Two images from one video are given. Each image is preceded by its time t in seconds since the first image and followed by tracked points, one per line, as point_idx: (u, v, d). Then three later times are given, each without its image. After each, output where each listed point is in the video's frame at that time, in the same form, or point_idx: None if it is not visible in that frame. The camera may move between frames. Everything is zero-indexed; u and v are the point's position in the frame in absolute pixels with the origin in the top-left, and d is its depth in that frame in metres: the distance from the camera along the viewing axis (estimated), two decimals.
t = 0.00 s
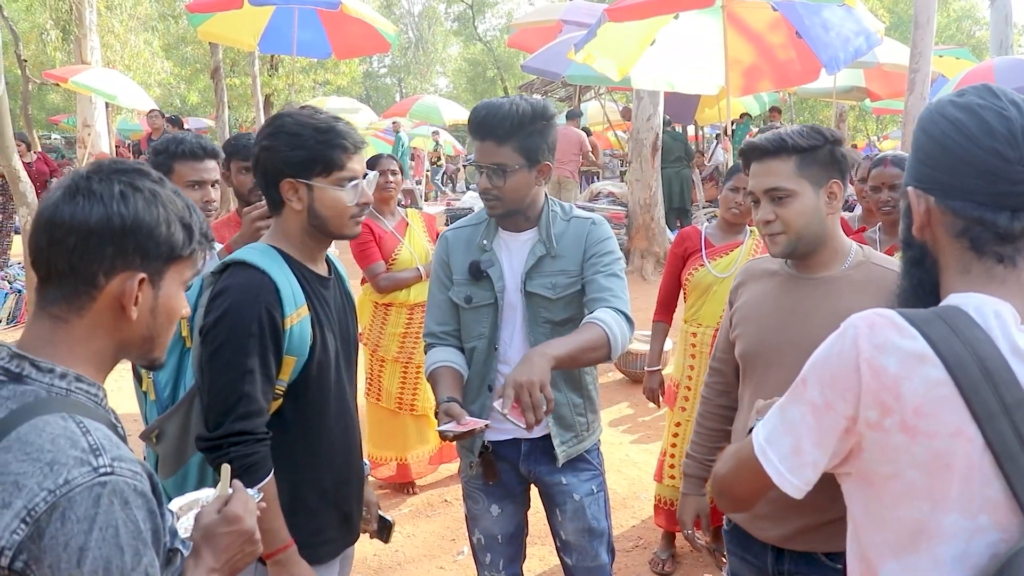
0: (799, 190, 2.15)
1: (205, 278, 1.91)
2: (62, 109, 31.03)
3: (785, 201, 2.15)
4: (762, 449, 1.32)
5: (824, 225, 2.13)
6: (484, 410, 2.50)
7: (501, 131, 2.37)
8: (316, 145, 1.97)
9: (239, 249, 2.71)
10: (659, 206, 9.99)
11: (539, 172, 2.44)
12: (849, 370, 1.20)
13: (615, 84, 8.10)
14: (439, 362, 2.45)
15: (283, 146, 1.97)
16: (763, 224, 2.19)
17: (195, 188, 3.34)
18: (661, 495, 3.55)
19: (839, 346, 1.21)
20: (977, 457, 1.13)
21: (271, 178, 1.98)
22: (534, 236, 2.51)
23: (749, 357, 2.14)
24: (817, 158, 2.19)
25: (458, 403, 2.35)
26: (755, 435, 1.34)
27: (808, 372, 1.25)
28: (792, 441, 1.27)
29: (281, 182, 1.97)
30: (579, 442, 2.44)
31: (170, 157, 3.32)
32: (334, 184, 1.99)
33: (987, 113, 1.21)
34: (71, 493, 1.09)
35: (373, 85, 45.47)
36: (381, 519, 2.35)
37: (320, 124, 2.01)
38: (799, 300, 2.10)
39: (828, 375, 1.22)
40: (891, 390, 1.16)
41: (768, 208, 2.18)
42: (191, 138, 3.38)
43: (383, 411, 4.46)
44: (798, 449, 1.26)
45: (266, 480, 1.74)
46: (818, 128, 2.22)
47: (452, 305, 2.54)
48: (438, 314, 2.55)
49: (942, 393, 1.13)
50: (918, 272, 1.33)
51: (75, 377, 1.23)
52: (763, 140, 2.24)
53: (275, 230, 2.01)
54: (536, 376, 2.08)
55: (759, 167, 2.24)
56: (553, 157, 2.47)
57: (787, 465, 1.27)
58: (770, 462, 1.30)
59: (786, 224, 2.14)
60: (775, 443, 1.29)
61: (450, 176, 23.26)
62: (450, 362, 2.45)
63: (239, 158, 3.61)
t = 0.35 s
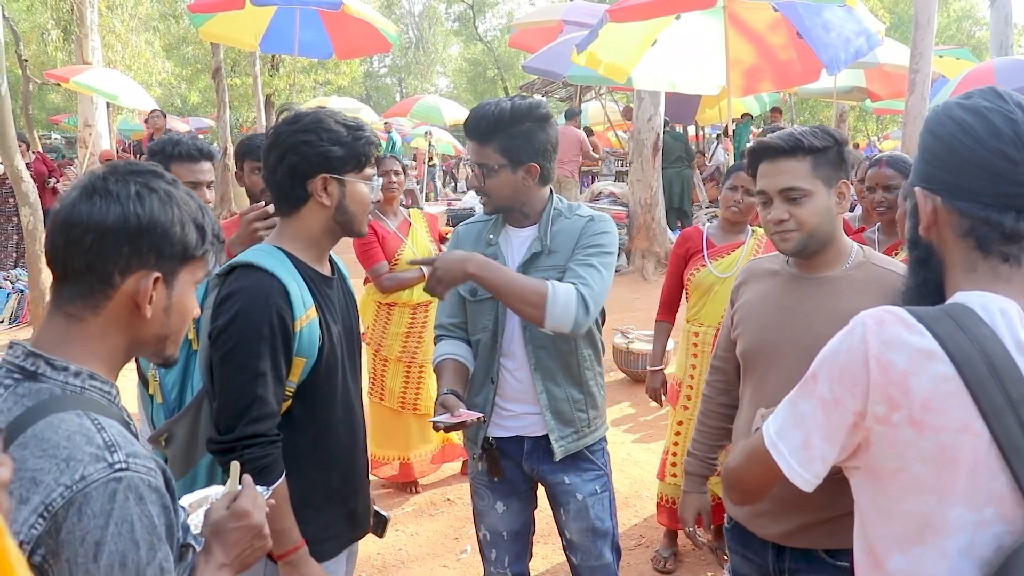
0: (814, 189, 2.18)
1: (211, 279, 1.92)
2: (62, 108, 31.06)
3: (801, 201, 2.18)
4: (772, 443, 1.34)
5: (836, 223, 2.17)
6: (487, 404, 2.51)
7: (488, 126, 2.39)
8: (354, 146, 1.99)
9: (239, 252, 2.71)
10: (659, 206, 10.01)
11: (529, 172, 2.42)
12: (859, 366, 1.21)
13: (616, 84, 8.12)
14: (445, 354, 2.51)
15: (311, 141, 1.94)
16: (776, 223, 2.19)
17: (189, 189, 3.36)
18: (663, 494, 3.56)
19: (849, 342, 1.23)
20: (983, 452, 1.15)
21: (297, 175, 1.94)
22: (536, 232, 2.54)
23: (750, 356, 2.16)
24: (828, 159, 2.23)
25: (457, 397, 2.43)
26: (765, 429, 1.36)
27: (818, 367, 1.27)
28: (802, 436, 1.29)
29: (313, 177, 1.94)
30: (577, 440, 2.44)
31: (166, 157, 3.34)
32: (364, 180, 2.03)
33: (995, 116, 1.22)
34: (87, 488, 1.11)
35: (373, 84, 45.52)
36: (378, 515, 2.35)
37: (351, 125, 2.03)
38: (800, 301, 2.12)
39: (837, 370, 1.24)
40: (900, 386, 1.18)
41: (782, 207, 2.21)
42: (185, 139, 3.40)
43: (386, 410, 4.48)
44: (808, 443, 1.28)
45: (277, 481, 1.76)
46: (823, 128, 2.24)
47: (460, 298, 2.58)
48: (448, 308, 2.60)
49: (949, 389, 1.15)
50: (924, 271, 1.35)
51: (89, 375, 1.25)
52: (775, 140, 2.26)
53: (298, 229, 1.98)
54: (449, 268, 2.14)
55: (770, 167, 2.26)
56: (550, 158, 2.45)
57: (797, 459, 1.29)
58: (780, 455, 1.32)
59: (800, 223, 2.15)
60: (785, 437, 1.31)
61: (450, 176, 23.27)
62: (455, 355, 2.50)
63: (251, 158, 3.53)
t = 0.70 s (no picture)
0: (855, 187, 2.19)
1: (217, 277, 1.94)
2: (63, 108, 31.09)
3: (847, 197, 2.16)
4: (785, 439, 1.35)
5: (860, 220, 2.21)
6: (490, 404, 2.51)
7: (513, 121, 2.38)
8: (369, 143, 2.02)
9: (241, 251, 2.71)
10: (661, 206, 10.02)
11: (547, 168, 2.48)
12: (867, 361, 1.22)
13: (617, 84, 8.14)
14: (444, 355, 2.50)
15: (319, 137, 1.95)
16: (829, 217, 2.11)
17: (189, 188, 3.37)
18: (667, 492, 3.57)
19: (858, 338, 1.24)
20: (991, 446, 1.15)
21: (309, 172, 1.94)
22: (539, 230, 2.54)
23: (754, 354, 2.17)
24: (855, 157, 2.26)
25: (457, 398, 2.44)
26: (778, 426, 1.37)
27: (829, 363, 1.28)
28: (814, 431, 1.30)
29: (323, 173, 1.95)
30: (580, 437, 2.45)
31: (165, 157, 3.35)
32: (371, 176, 2.04)
33: (1007, 114, 1.22)
34: (97, 483, 1.11)
35: (374, 84, 45.53)
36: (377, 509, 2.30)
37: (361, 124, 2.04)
38: (806, 296, 2.12)
39: (846, 366, 1.26)
40: (908, 380, 1.19)
41: (832, 205, 2.15)
42: (184, 139, 3.40)
43: (389, 408, 4.48)
44: (820, 438, 1.30)
45: (293, 479, 1.76)
46: (844, 128, 2.27)
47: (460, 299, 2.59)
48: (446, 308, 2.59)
49: (957, 383, 1.16)
50: (936, 266, 1.36)
51: (98, 369, 1.25)
52: (820, 136, 2.19)
53: (303, 223, 1.99)
54: (483, 297, 2.15)
55: (818, 161, 2.18)
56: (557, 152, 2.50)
57: (809, 454, 1.31)
58: (793, 451, 1.33)
59: (846, 219, 2.12)
60: (798, 434, 1.32)
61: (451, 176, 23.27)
62: (455, 357, 2.49)
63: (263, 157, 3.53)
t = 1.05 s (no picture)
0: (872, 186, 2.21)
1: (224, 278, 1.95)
2: (64, 108, 31.11)
3: (863, 197, 2.18)
4: (795, 440, 1.36)
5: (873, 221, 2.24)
6: (501, 407, 2.51)
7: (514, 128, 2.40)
8: (379, 149, 2.03)
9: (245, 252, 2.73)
10: (662, 206, 10.05)
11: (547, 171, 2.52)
12: (879, 359, 1.24)
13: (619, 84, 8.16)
14: (443, 365, 2.45)
15: (340, 135, 2.01)
16: (846, 221, 2.13)
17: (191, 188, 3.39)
18: (670, 490, 3.61)
19: (870, 336, 1.26)
20: (1001, 440, 1.17)
21: (319, 163, 1.98)
22: (548, 231, 2.58)
23: (761, 351, 2.19)
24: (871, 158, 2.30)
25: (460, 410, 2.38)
26: (787, 427, 1.38)
27: (839, 361, 1.29)
28: (825, 430, 1.32)
29: (328, 171, 1.98)
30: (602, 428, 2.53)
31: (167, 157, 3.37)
32: (381, 190, 2.04)
33: (1015, 114, 1.23)
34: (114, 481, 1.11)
35: (374, 84, 45.54)
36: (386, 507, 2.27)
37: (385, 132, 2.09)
38: (813, 294, 2.14)
39: (857, 364, 1.27)
40: (920, 377, 1.20)
41: (849, 204, 2.17)
42: (184, 142, 3.42)
43: (394, 408, 4.49)
44: (832, 436, 1.31)
45: (310, 475, 1.78)
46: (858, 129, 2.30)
47: (463, 306, 2.55)
48: (445, 317, 2.54)
49: (968, 379, 1.18)
50: (943, 263, 1.38)
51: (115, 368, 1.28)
52: (839, 135, 2.22)
53: (308, 219, 2.01)
54: (637, 383, 2.36)
55: (834, 160, 2.20)
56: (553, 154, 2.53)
57: (821, 454, 1.32)
58: (804, 451, 1.34)
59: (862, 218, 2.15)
60: (809, 433, 1.34)
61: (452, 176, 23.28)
62: (454, 365, 2.45)
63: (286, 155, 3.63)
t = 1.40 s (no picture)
0: (820, 188, 2.24)
1: (214, 279, 1.97)
2: (62, 108, 31.12)
3: (808, 198, 2.24)
4: (769, 434, 1.38)
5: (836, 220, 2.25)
6: (501, 399, 2.53)
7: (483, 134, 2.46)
8: (393, 164, 2.07)
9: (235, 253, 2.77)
10: (658, 205, 10.10)
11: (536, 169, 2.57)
12: (849, 351, 1.28)
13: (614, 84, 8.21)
14: (434, 363, 2.44)
15: (356, 141, 2.04)
16: (775, 215, 2.26)
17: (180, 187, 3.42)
18: (660, 485, 3.65)
19: (840, 330, 1.30)
20: (963, 427, 1.22)
21: (330, 164, 2.01)
22: (537, 225, 2.64)
23: (748, 345, 2.23)
24: (837, 158, 2.29)
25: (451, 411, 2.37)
26: (760, 424, 1.41)
27: (811, 355, 1.33)
28: (799, 422, 1.35)
29: (337, 176, 2.01)
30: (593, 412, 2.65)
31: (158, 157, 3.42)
32: (382, 204, 2.08)
33: (976, 114, 1.29)
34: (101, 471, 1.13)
35: (372, 84, 45.57)
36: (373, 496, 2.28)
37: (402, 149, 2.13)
38: (797, 290, 2.19)
39: (828, 356, 1.31)
40: (887, 367, 1.25)
41: (789, 204, 2.25)
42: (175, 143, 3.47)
43: (388, 405, 4.53)
44: (805, 428, 1.34)
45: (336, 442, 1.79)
46: (827, 129, 2.30)
47: (457, 302, 2.55)
48: (435, 314, 2.52)
49: (933, 369, 1.23)
50: (909, 258, 1.43)
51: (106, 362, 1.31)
52: (786, 138, 2.28)
53: (308, 217, 2.03)
54: (635, 382, 2.52)
55: (779, 163, 2.30)
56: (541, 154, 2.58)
57: (796, 446, 1.34)
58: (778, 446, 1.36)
59: (804, 220, 2.20)
60: (783, 428, 1.36)
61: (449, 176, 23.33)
62: (445, 364, 2.45)
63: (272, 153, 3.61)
